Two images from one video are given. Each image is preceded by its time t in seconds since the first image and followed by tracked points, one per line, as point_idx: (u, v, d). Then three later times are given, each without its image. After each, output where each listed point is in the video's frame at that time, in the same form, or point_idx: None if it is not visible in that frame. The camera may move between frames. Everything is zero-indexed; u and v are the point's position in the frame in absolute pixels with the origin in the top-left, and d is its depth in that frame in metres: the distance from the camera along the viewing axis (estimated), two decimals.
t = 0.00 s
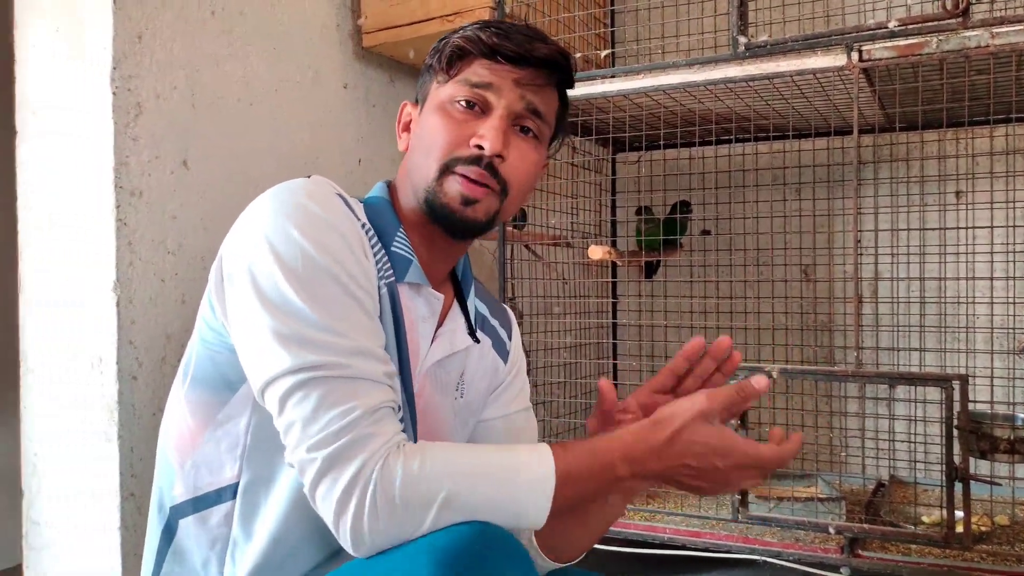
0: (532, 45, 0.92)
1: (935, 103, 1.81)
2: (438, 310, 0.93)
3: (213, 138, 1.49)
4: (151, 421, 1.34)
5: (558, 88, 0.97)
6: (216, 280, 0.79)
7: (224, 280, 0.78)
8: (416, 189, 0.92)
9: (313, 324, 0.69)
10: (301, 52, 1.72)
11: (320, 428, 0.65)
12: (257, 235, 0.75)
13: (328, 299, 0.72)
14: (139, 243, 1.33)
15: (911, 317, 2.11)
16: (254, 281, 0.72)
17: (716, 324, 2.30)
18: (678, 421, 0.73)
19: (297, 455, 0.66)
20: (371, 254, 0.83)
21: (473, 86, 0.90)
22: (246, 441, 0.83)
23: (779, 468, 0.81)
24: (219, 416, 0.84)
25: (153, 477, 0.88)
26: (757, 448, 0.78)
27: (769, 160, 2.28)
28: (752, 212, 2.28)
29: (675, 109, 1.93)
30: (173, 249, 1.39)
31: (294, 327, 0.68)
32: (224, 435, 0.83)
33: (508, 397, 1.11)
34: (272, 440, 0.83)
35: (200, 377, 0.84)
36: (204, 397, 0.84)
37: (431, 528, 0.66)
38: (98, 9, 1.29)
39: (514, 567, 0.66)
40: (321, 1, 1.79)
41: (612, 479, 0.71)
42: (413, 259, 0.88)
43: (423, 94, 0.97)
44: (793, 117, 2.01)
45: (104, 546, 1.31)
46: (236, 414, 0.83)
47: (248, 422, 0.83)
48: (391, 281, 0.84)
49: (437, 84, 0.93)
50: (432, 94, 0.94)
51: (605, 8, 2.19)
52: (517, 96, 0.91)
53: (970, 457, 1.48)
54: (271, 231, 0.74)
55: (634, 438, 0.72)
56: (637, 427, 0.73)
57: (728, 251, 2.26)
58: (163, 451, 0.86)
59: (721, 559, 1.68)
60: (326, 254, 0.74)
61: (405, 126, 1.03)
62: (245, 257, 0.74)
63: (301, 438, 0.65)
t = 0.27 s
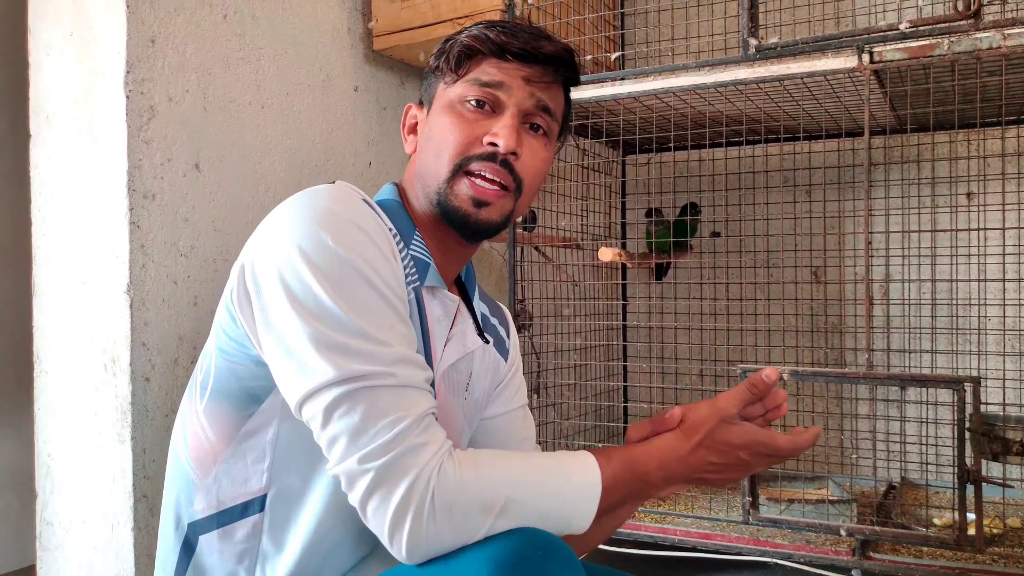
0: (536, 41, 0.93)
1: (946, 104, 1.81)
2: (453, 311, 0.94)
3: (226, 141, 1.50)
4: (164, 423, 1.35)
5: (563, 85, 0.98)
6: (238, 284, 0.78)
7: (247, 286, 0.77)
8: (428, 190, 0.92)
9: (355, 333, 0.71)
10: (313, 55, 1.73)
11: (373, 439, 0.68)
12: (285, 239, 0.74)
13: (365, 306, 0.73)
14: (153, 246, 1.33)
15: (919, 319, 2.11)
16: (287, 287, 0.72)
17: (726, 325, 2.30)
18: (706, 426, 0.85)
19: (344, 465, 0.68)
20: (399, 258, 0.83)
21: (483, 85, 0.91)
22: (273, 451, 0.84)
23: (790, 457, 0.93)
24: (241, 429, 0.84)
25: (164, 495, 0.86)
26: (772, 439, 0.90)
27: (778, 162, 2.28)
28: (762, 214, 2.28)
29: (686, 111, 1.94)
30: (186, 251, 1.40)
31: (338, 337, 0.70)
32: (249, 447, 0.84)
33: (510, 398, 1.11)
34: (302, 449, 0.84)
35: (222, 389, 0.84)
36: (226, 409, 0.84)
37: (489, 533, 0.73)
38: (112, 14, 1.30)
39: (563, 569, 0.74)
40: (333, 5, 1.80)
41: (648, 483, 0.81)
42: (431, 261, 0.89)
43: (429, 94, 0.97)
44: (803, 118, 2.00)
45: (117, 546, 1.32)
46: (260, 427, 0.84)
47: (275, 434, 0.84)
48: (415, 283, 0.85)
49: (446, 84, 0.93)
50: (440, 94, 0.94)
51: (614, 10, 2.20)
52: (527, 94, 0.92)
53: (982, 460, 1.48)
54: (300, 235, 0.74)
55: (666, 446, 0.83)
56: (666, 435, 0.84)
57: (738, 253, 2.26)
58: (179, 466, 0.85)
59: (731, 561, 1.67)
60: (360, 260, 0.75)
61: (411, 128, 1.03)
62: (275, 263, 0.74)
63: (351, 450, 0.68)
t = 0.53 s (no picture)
0: (544, 41, 0.93)
1: (948, 104, 1.81)
2: (461, 314, 0.95)
3: (229, 143, 1.50)
4: (168, 424, 1.35)
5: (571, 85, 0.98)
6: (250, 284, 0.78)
7: (261, 288, 0.76)
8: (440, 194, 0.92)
9: (374, 335, 0.71)
10: (316, 57, 1.74)
11: (396, 443, 0.69)
12: (301, 241, 0.74)
13: (383, 308, 0.74)
14: (157, 247, 1.34)
15: (921, 320, 2.11)
16: (304, 289, 0.72)
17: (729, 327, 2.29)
18: (716, 426, 0.88)
19: (366, 468, 0.69)
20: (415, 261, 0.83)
21: (492, 87, 0.91)
22: (289, 457, 0.85)
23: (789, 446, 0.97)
24: (257, 435, 0.84)
25: (173, 501, 0.86)
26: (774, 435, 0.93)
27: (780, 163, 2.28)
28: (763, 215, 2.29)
29: (688, 112, 1.94)
30: (190, 253, 1.41)
31: (359, 340, 0.70)
32: (265, 455, 0.85)
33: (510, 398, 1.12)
34: (317, 455, 0.86)
35: (235, 397, 0.83)
36: (240, 417, 0.84)
37: (508, 535, 0.74)
38: (116, 16, 1.30)
39: (580, 569, 0.75)
40: (336, 7, 1.80)
41: (660, 482, 0.83)
42: (441, 263, 0.89)
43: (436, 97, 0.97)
44: (805, 119, 2.00)
45: (121, 548, 1.32)
46: (276, 433, 0.85)
47: (291, 441, 0.85)
48: (429, 285, 0.85)
49: (454, 87, 0.93)
50: (448, 97, 0.94)
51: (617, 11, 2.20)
52: (537, 96, 0.92)
53: (986, 461, 1.47)
54: (315, 237, 0.74)
55: (676, 449, 0.84)
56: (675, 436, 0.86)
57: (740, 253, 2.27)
58: (190, 473, 0.85)
59: (734, 563, 1.67)
60: (378, 262, 0.75)
61: (418, 131, 1.03)
62: (292, 264, 0.73)
63: (374, 453, 0.68)
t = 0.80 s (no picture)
0: (538, 40, 0.92)
1: (950, 105, 1.81)
2: (458, 316, 0.96)
3: (232, 145, 1.50)
4: (171, 425, 1.36)
5: (566, 84, 0.98)
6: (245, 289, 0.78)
7: (255, 293, 0.76)
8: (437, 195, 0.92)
9: (368, 338, 0.72)
10: (319, 59, 1.74)
11: (388, 444, 0.69)
12: (294, 246, 0.74)
13: (377, 310, 0.74)
14: (160, 250, 1.34)
15: (923, 320, 2.12)
16: (297, 294, 0.72)
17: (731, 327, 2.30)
18: (716, 432, 0.88)
19: (359, 470, 0.69)
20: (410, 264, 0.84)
21: (485, 87, 0.91)
22: (287, 459, 0.86)
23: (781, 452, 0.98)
24: (255, 437, 0.85)
25: (174, 503, 0.87)
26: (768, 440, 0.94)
27: (783, 164, 2.29)
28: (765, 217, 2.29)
29: (690, 114, 1.94)
30: (193, 255, 1.41)
31: (352, 342, 0.71)
32: (263, 456, 0.85)
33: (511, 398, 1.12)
34: (315, 457, 0.86)
35: (234, 399, 0.83)
36: (239, 419, 0.84)
37: (503, 537, 0.74)
38: (119, 20, 1.30)
39: (580, 569, 0.75)
40: (338, 9, 1.81)
41: (658, 488, 0.84)
42: (437, 266, 0.91)
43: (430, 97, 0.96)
44: (808, 120, 2.01)
45: (126, 549, 1.32)
46: (275, 435, 0.85)
47: (290, 443, 0.85)
48: (424, 287, 0.86)
49: (448, 87, 0.93)
50: (442, 97, 0.94)
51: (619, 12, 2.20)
52: (531, 95, 0.92)
53: (988, 461, 1.47)
54: (308, 242, 0.74)
55: (678, 454, 0.85)
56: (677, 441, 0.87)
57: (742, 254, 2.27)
58: (190, 474, 0.86)
59: (738, 563, 1.67)
60: (370, 265, 0.75)
61: (413, 132, 1.03)
62: (285, 268, 0.74)
63: (367, 455, 0.69)
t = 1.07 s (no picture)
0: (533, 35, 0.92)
1: (950, 105, 1.81)
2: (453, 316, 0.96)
3: (232, 146, 1.50)
4: (171, 426, 1.36)
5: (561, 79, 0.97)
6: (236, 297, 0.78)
7: (245, 300, 0.76)
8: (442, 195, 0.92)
9: (360, 344, 0.72)
10: (318, 60, 1.74)
11: (384, 449, 0.69)
12: (284, 253, 0.75)
13: (367, 315, 0.74)
14: (159, 250, 1.34)
15: (923, 320, 2.12)
16: (288, 303, 0.72)
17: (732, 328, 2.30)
18: (707, 416, 0.85)
19: (355, 476, 0.70)
20: (401, 266, 0.84)
21: (489, 84, 0.90)
22: (280, 460, 0.86)
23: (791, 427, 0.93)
24: (248, 438, 0.85)
25: (172, 506, 0.88)
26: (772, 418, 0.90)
27: (783, 164, 2.29)
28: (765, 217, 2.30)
29: (689, 114, 1.94)
30: (193, 256, 1.41)
31: (345, 348, 0.71)
32: (257, 458, 0.85)
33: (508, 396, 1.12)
34: (308, 458, 0.86)
35: (226, 401, 0.84)
36: (232, 421, 0.85)
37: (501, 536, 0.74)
38: (119, 21, 1.31)
39: (576, 567, 0.76)
40: (338, 11, 1.81)
41: (653, 479, 0.83)
42: (430, 264, 0.90)
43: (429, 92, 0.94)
44: (807, 121, 2.01)
45: (125, 550, 1.32)
46: (268, 436, 0.86)
47: (281, 445, 0.86)
48: (417, 290, 0.86)
49: (449, 83, 0.91)
50: (439, 93, 0.92)
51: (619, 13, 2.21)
52: (535, 93, 0.91)
53: (987, 461, 1.47)
54: (298, 249, 0.74)
55: (669, 441, 0.83)
56: (667, 427, 0.84)
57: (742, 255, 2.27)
58: (187, 477, 0.86)
59: (737, 563, 1.67)
60: (360, 271, 0.76)
61: (407, 126, 1.00)
62: (276, 277, 0.74)
63: (363, 461, 0.69)
